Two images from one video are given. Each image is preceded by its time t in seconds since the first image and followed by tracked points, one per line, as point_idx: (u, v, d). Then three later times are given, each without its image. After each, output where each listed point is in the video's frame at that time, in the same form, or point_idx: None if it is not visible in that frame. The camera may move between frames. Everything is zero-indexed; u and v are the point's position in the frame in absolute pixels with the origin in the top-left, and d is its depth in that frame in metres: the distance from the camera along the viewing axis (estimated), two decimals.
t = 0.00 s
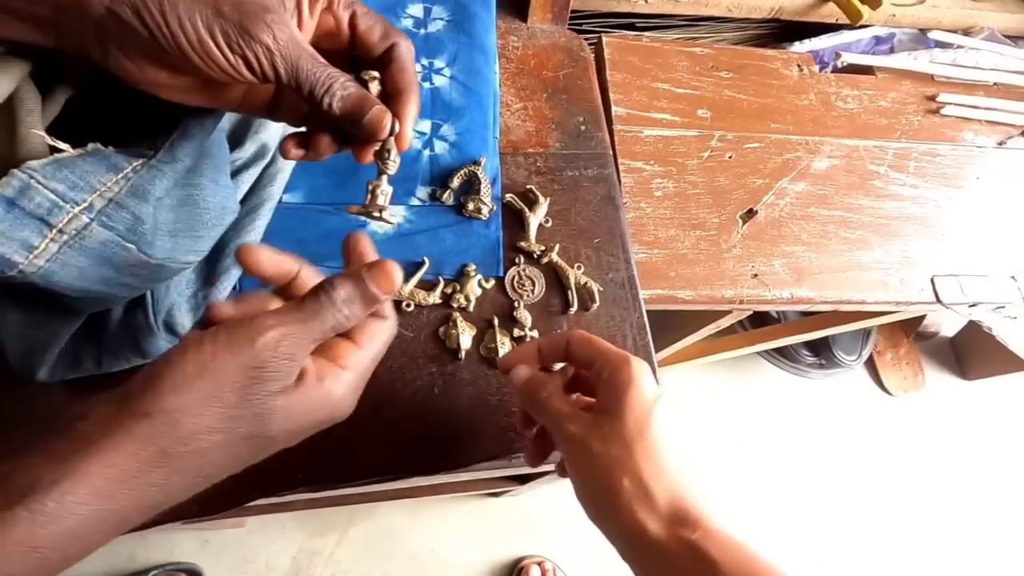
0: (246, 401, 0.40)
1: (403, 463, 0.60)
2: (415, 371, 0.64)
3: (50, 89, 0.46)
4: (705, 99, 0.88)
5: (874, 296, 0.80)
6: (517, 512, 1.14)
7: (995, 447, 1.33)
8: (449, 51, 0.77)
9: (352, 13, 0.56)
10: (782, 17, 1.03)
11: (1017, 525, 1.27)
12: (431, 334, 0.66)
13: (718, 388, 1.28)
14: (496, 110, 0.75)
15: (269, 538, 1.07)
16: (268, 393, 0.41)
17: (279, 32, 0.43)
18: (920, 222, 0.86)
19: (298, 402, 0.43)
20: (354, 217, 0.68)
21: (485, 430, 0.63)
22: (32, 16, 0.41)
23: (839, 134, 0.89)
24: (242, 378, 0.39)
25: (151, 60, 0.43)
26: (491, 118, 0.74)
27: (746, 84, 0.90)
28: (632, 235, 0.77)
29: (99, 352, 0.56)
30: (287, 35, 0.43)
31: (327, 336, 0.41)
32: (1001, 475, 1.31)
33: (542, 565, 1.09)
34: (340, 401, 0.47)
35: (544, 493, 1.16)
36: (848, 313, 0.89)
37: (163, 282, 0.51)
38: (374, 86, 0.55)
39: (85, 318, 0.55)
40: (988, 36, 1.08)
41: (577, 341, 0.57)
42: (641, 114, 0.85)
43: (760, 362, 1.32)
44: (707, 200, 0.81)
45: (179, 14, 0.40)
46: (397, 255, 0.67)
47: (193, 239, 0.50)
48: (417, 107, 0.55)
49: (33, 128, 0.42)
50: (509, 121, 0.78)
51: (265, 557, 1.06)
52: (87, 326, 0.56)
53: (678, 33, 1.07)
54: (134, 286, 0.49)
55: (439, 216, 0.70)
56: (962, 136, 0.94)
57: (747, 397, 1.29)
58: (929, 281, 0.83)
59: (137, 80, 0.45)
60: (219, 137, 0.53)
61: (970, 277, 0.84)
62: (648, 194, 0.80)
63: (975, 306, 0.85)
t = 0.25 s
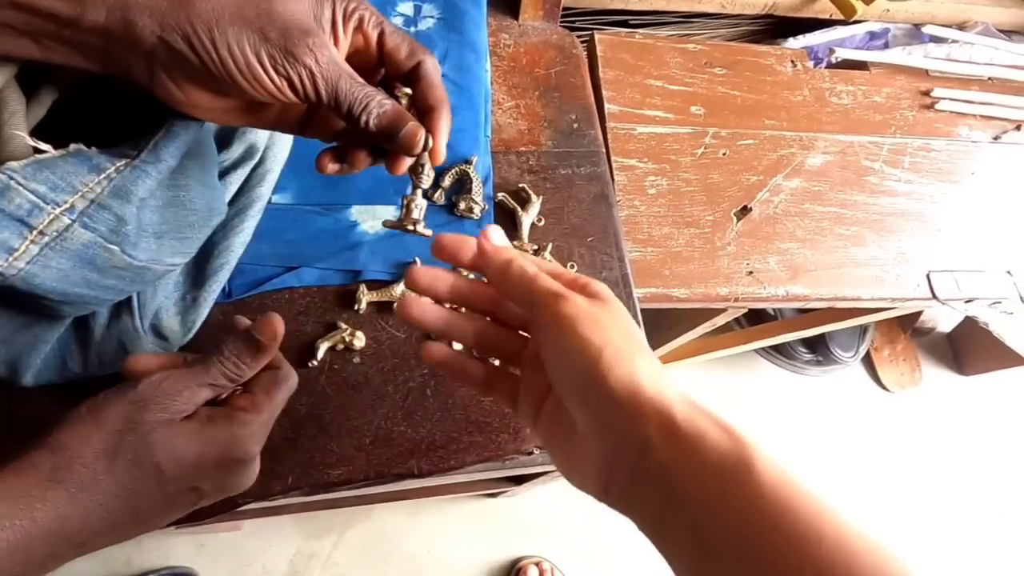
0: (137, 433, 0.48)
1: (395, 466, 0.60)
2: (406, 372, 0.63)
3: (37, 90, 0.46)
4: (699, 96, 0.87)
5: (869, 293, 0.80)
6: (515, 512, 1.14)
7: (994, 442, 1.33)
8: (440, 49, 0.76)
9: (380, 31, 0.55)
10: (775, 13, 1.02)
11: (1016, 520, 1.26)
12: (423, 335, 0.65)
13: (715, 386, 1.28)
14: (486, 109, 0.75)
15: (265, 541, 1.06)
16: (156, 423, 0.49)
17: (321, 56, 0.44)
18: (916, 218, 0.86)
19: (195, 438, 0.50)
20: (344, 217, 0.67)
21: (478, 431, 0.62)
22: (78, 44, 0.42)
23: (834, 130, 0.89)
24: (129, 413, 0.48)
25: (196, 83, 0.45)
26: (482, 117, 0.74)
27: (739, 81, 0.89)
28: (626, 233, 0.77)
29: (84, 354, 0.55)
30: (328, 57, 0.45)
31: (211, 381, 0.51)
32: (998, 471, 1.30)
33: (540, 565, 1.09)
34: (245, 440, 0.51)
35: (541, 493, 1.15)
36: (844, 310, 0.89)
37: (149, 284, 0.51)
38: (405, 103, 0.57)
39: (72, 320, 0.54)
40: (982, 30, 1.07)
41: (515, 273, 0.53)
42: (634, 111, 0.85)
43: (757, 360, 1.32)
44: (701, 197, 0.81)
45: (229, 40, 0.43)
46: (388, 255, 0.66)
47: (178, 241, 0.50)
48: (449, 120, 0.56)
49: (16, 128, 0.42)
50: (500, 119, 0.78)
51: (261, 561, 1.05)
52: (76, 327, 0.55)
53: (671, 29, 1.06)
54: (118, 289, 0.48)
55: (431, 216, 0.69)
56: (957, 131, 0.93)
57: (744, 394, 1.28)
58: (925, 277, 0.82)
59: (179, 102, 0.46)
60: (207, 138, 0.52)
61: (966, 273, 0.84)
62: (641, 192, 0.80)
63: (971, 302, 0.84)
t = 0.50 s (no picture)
0: (126, 438, 0.47)
1: (391, 471, 0.59)
2: (403, 377, 0.63)
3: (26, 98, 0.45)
4: (696, 97, 0.87)
5: (868, 295, 0.80)
6: (514, 514, 1.13)
7: (992, 442, 1.32)
8: (436, 51, 0.76)
9: (397, 53, 0.54)
10: (773, 13, 1.02)
11: (1015, 520, 1.26)
12: (420, 339, 0.65)
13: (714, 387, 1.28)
14: (483, 111, 0.74)
15: (263, 543, 1.06)
16: (144, 428, 0.48)
17: (342, 79, 0.46)
18: (914, 219, 0.85)
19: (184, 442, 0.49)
20: (340, 220, 0.67)
21: (475, 435, 0.62)
22: (102, 71, 0.43)
23: (832, 131, 0.89)
24: (117, 418, 0.47)
25: (218, 108, 0.46)
26: (479, 119, 0.73)
27: (737, 81, 0.89)
28: (623, 235, 0.77)
29: (77, 357, 0.56)
30: (349, 81, 0.46)
31: (201, 385, 0.49)
32: (996, 470, 1.30)
33: (539, 566, 1.08)
34: (234, 444, 0.50)
35: (540, 495, 1.15)
36: (842, 311, 0.89)
37: (143, 288, 0.51)
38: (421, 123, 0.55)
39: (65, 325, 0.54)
40: (980, 30, 1.07)
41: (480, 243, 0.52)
42: (632, 113, 0.84)
43: (755, 360, 1.32)
44: (699, 199, 0.81)
45: (252, 66, 0.43)
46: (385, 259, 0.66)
47: (171, 244, 0.50)
48: (468, 141, 0.54)
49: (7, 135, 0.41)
50: (497, 121, 0.77)
51: (259, 563, 1.05)
52: (69, 332, 0.55)
53: (669, 29, 1.06)
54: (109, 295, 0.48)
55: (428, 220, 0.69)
56: (955, 132, 0.93)
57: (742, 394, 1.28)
58: (924, 278, 0.82)
59: (202, 125, 0.48)
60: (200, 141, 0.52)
61: (964, 274, 0.84)
62: (639, 194, 0.80)
63: (969, 304, 0.84)
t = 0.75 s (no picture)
0: (123, 439, 0.47)
1: (389, 472, 0.59)
2: (401, 376, 0.62)
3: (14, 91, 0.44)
4: (697, 95, 0.86)
5: (869, 295, 0.79)
6: (512, 513, 1.13)
7: (992, 442, 1.32)
8: (436, 47, 0.75)
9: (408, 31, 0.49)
10: (774, 11, 1.01)
11: (1014, 520, 1.26)
12: (418, 338, 0.64)
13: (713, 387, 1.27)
14: (483, 108, 0.74)
15: (260, 542, 1.05)
16: (141, 429, 0.47)
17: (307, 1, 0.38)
18: (915, 219, 0.85)
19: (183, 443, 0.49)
20: (338, 218, 0.66)
21: (474, 435, 0.61)
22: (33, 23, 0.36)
23: (833, 130, 0.88)
24: (113, 419, 0.47)
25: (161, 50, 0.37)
26: (478, 116, 0.73)
27: (738, 80, 0.89)
28: (623, 234, 0.76)
29: (72, 359, 0.55)
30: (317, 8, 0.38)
31: (198, 384, 0.48)
32: (995, 470, 1.30)
33: (537, 566, 1.08)
34: (234, 444, 0.50)
35: (538, 494, 1.15)
36: (843, 311, 0.88)
37: (137, 287, 0.50)
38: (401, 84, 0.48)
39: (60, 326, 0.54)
40: (982, 29, 1.07)
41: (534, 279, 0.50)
42: (632, 111, 0.84)
43: (754, 359, 1.32)
44: (699, 198, 0.80)
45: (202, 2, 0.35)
46: (384, 257, 0.65)
47: (164, 242, 0.49)
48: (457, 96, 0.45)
49: None
50: (497, 119, 0.77)
51: (257, 563, 1.04)
52: (63, 331, 0.55)
53: (670, 27, 1.05)
54: (99, 294, 0.48)
55: (426, 218, 0.68)
56: (957, 131, 0.93)
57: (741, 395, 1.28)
58: (925, 279, 0.82)
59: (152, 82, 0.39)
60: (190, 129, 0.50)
61: (966, 274, 0.84)
62: (639, 193, 0.79)
63: (971, 304, 0.84)
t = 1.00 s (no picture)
0: (113, 443, 0.47)
1: (381, 472, 0.59)
2: (394, 376, 0.62)
3: None
4: (692, 92, 0.86)
5: (864, 293, 0.79)
6: (508, 512, 1.13)
7: (988, 439, 1.32)
8: (428, 45, 0.75)
9: None
10: (770, 8, 1.01)
11: (1010, 517, 1.26)
12: (411, 338, 0.64)
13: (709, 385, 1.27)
14: (476, 106, 0.73)
15: (255, 542, 1.05)
16: (132, 433, 0.47)
17: None
18: (910, 216, 0.85)
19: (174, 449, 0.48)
20: (329, 217, 0.65)
21: (467, 435, 0.61)
22: None
23: (828, 127, 0.88)
24: (103, 423, 0.47)
25: None
26: (471, 114, 0.72)
27: (733, 77, 0.88)
28: (618, 232, 0.76)
29: (60, 361, 0.55)
30: None
31: (188, 386, 0.47)
32: (991, 468, 1.30)
33: (533, 565, 1.08)
34: (224, 449, 0.49)
35: (534, 492, 1.14)
36: (839, 308, 0.88)
37: (124, 286, 0.50)
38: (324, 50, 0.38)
39: (47, 327, 0.53)
40: (978, 26, 1.06)
41: (571, 266, 0.52)
42: (627, 108, 0.83)
43: (750, 357, 1.31)
44: (694, 195, 0.80)
45: None
46: (375, 256, 0.65)
47: (150, 242, 0.49)
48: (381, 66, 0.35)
49: None
50: (490, 117, 0.77)
51: (252, 562, 1.04)
52: (50, 331, 0.54)
53: (665, 24, 1.04)
54: (85, 294, 0.48)
55: (419, 216, 0.67)
56: (952, 128, 0.93)
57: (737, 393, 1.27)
58: (920, 276, 0.82)
59: None
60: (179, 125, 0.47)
61: (961, 272, 0.83)
62: (633, 191, 0.79)
63: (966, 301, 0.84)
